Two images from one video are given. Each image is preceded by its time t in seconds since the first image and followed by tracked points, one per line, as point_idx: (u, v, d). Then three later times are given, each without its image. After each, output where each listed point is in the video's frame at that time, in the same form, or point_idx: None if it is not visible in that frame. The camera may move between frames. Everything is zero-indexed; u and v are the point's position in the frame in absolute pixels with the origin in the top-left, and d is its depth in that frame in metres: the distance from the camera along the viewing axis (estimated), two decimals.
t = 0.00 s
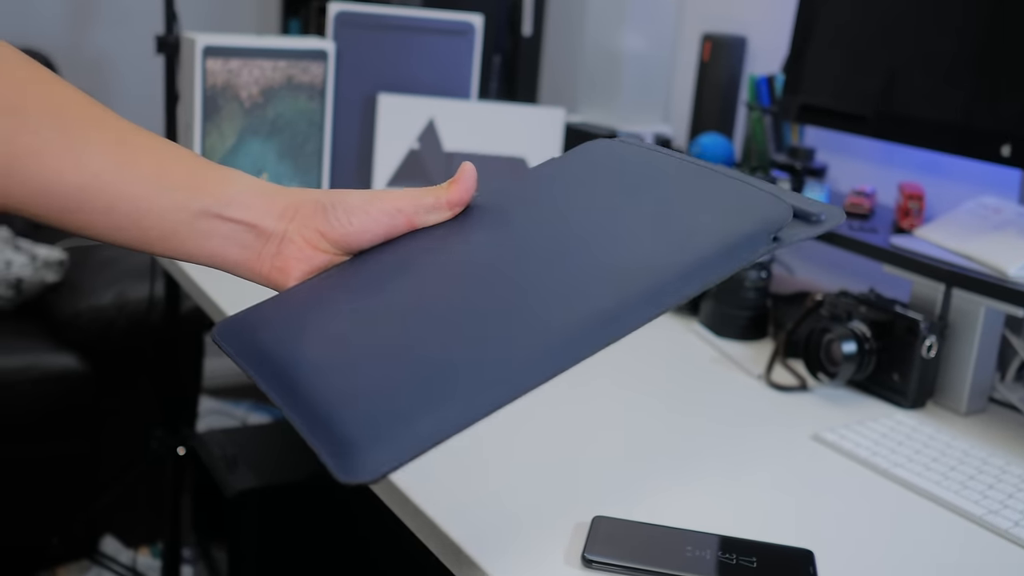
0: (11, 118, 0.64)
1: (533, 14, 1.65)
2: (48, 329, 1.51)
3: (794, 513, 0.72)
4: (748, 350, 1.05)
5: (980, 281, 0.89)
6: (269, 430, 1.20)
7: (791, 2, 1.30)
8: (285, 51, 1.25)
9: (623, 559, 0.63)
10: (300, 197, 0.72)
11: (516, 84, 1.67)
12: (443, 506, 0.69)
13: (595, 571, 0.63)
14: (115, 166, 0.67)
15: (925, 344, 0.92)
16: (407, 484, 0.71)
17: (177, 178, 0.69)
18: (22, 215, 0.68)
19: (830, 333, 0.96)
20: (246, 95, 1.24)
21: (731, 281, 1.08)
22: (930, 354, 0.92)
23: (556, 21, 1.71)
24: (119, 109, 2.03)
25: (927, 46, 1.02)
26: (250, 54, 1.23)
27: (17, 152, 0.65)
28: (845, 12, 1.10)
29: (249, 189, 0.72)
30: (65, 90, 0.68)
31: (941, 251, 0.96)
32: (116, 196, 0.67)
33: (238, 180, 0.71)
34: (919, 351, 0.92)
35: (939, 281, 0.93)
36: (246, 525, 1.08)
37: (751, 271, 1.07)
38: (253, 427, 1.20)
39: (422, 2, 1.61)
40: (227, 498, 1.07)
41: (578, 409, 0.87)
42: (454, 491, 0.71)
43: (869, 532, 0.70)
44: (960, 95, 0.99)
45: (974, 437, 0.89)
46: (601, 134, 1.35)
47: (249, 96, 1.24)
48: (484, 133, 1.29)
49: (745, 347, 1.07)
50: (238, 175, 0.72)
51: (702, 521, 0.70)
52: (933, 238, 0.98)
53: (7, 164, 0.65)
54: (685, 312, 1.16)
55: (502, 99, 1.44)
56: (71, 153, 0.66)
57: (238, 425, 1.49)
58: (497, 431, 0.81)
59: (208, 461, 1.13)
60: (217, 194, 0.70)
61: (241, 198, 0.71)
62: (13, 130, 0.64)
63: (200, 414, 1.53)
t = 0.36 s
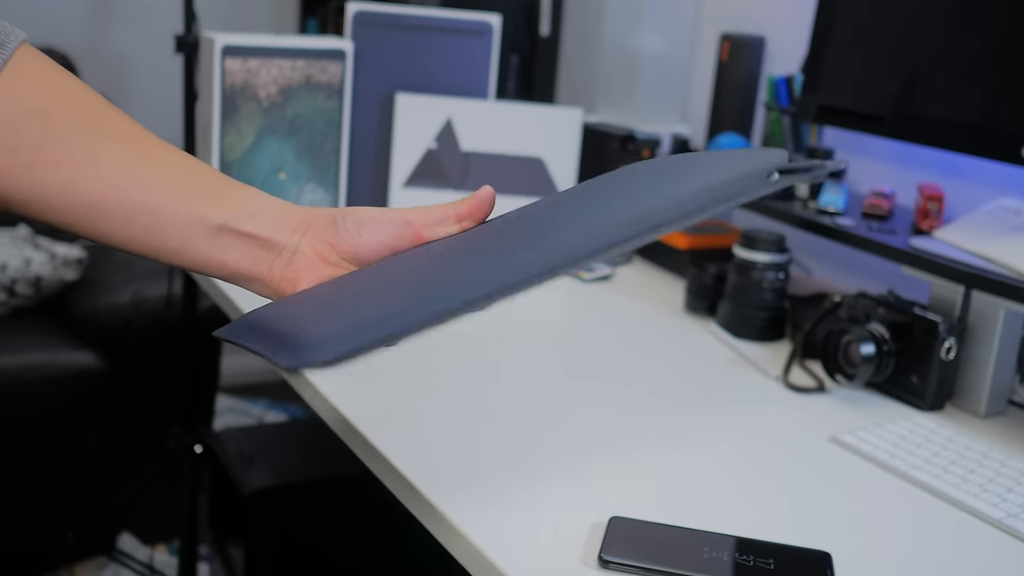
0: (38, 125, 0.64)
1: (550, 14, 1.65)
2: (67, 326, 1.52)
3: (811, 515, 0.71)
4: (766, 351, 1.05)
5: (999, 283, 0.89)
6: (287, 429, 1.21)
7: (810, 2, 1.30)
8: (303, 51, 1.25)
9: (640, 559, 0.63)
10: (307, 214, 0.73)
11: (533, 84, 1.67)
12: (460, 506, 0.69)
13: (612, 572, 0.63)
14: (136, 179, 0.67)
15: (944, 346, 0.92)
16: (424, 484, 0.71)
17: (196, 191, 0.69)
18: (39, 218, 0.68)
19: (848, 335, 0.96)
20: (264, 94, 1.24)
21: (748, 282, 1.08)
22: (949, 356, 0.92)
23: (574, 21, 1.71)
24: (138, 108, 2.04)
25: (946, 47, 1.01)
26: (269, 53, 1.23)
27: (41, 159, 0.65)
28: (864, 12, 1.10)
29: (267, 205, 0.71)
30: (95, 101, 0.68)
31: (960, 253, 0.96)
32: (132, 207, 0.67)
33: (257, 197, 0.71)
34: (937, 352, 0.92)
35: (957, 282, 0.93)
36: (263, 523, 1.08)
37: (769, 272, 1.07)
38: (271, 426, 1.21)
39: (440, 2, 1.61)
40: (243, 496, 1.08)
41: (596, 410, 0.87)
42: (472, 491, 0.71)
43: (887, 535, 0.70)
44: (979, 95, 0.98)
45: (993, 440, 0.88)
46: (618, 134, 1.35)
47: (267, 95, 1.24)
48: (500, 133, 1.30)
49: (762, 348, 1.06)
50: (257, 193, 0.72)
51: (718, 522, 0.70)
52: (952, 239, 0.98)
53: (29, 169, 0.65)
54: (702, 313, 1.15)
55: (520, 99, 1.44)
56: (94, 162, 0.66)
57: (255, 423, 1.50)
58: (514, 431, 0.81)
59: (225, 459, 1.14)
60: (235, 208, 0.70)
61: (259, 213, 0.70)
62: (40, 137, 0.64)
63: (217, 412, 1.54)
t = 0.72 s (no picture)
0: (51, 133, 0.52)
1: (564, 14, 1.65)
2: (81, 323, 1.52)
3: (824, 517, 0.71)
4: (779, 352, 1.05)
5: (1015, 285, 0.88)
6: (300, 428, 1.21)
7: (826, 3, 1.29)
8: (316, 51, 1.25)
9: (653, 560, 0.63)
10: (312, 228, 0.65)
11: (547, 84, 1.67)
12: (473, 507, 0.69)
13: (625, 573, 0.63)
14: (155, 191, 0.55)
15: (959, 348, 0.91)
16: (438, 484, 0.71)
17: (211, 207, 0.58)
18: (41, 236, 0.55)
19: (863, 336, 0.96)
20: (279, 94, 1.24)
21: (761, 283, 1.07)
22: (964, 358, 0.92)
23: (589, 22, 1.71)
24: (154, 108, 2.05)
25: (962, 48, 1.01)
26: (283, 53, 1.23)
27: (57, 175, 0.52)
28: (880, 13, 1.10)
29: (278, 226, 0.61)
30: (84, 95, 0.55)
31: (976, 254, 0.95)
32: (149, 224, 0.55)
33: (266, 214, 0.61)
34: (953, 354, 0.91)
35: (973, 284, 0.93)
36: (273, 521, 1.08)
37: (782, 273, 1.07)
38: (284, 425, 1.21)
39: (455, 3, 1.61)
40: (256, 494, 1.08)
41: (608, 410, 0.87)
42: (485, 492, 0.71)
43: (902, 537, 0.69)
44: (994, 96, 0.98)
45: (1009, 442, 0.88)
46: (632, 134, 1.35)
47: (281, 95, 1.24)
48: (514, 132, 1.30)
49: (776, 349, 1.06)
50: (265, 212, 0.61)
51: (731, 523, 0.70)
52: (968, 240, 0.97)
53: (39, 182, 0.52)
54: (715, 314, 1.15)
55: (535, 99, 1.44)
56: (106, 172, 0.54)
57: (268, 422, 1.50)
58: (529, 430, 0.82)
59: (239, 457, 1.14)
60: (248, 224, 0.59)
61: (274, 232, 0.60)
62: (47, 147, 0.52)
63: (230, 410, 1.54)
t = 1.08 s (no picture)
0: (55, 158, 0.59)
1: (578, 14, 1.65)
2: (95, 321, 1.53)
3: (837, 519, 0.71)
4: (793, 353, 1.05)
5: None
6: (313, 427, 1.21)
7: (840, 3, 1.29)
8: (330, 50, 1.26)
9: (666, 561, 0.63)
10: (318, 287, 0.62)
11: (562, 84, 1.67)
12: (485, 506, 0.69)
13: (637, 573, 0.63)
14: (152, 222, 0.62)
15: (973, 350, 0.91)
16: (450, 483, 0.72)
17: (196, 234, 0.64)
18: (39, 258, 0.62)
19: (877, 337, 0.96)
20: (293, 93, 1.24)
21: (775, 284, 1.07)
22: (979, 359, 0.91)
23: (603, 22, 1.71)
24: (169, 108, 2.06)
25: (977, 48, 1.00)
26: (298, 53, 1.24)
27: (62, 200, 0.59)
28: (895, 13, 1.09)
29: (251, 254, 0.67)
30: (104, 127, 0.62)
31: (991, 255, 0.95)
32: (144, 254, 0.63)
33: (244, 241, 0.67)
34: (967, 356, 0.91)
35: (988, 285, 0.92)
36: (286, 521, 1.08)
37: (797, 273, 1.06)
38: (297, 424, 1.21)
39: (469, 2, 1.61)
40: (269, 494, 1.08)
41: (621, 410, 0.87)
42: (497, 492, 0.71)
43: (916, 539, 0.69)
44: (1008, 96, 0.97)
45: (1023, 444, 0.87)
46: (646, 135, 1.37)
47: (295, 95, 1.25)
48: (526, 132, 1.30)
49: (790, 350, 1.06)
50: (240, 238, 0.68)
51: (744, 524, 0.69)
52: (982, 241, 0.97)
53: (40, 206, 0.59)
54: (729, 314, 1.15)
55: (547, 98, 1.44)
56: (109, 201, 0.61)
57: (280, 421, 1.51)
58: (541, 431, 0.82)
59: (252, 456, 1.14)
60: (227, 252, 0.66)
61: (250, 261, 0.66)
62: (60, 172, 0.59)
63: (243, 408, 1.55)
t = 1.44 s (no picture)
0: (59, 174, 0.68)
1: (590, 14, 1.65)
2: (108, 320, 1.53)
3: (849, 521, 0.71)
4: (805, 354, 1.05)
5: None
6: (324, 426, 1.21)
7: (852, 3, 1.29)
8: (343, 50, 1.25)
9: (678, 561, 0.63)
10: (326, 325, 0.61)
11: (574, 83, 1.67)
12: (498, 507, 0.69)
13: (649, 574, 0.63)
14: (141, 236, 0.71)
15: (987, 351, 0.90)
16: (462, 483, 0.72)
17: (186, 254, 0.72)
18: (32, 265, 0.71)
19: (891, 338, 0.95)
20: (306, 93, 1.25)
21: (788, 284, 1.06)
22: (993, 361, 0.91)
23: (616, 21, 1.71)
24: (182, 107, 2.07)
25: (991, 49, 1.00)
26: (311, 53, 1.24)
27: (66, 217, 0.68)
28: (908, 13, 1.09)
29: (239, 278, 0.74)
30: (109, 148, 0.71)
31: (1005, 256, 0.94)
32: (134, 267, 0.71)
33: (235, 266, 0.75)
34: (981, 357, 0.90)
35: (1002, 286, 0.92)
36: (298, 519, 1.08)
37: (810, 274, 1.05)
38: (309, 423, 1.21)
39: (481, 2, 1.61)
40: (281, 493, 1.08)
41: (631, 411, 0.87)
42: (510, 493, 0.71)
43: (928, 542, 0.69)
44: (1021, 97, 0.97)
45: None
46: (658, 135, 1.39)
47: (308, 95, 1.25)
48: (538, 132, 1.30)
49: (803, 351, 1.06)
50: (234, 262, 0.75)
51: (755, 525, 0.69)
52: (996, 242, 0.97)
53: (44, 217, 0.68)
54: (741, 315, 1.15)
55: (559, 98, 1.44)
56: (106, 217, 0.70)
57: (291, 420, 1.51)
58: (551, 432, 0.82)
59: (264, 454, 1.15)
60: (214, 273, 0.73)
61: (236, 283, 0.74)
62: (65, 196, 0.68)
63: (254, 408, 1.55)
